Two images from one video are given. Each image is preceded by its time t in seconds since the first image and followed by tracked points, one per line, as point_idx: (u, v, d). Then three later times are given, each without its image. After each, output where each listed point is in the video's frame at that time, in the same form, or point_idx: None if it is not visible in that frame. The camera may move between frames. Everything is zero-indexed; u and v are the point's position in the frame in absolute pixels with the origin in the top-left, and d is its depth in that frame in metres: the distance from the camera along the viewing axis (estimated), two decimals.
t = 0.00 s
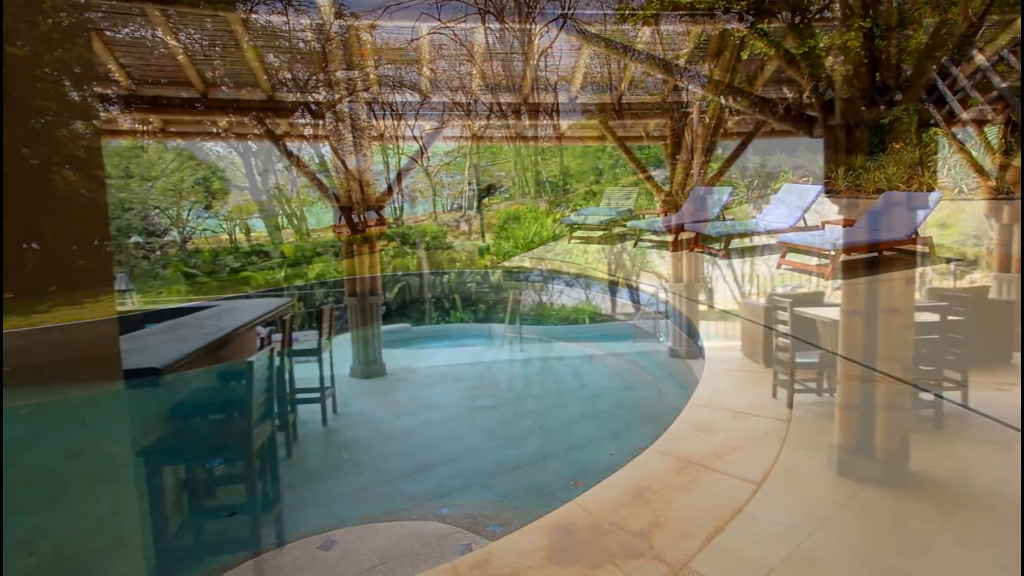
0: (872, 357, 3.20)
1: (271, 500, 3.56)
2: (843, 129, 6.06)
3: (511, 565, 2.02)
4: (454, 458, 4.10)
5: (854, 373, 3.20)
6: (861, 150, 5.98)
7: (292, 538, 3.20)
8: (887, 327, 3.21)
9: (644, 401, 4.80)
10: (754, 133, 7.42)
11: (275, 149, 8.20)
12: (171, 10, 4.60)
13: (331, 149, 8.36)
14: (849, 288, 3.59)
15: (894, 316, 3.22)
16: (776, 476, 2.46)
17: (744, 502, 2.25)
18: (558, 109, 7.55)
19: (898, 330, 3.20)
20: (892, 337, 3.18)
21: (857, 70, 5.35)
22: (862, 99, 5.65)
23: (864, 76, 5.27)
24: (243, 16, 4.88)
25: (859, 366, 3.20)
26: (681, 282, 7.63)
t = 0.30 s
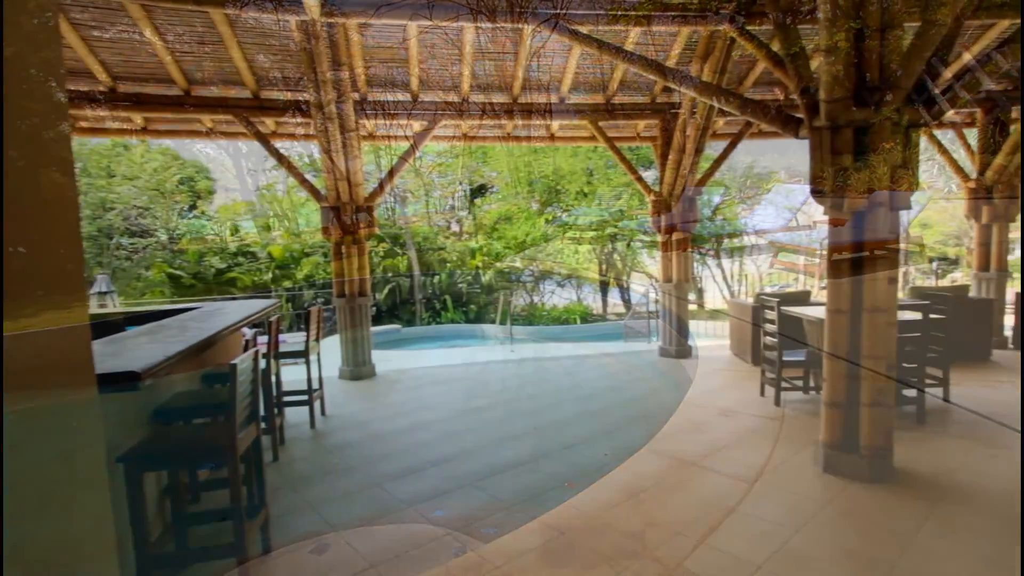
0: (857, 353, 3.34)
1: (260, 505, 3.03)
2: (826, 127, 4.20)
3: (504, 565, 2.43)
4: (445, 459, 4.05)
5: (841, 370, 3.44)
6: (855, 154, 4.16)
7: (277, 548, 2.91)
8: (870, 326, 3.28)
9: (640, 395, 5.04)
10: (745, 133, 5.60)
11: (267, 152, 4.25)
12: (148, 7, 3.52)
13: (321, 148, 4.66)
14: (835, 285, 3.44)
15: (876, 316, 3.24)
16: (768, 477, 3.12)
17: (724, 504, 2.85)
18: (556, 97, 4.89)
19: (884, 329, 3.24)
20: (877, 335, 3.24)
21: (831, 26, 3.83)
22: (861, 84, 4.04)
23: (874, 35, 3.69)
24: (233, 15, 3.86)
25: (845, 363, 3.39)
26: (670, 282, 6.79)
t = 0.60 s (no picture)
0: (835, 350, 3.08)
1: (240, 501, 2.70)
2: (808, 130, 2.96)
3: (489, 565, 2.42)
4: (435, 454, 3.87)
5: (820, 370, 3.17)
6: (834, 158, 2.97)
7: (259, 556, 2.61)
8: (848, 324, 2.98)
9: (628, 394, 5.06)
10: (727, 134, 6.01)
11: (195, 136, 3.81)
12: None
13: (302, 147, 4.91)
14: (815, 282, 3.05)
15: (854, 315, 2.96)
16: (754, 475, 3.14)
17: (704, 500, 2.87)
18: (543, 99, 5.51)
19: (861, 327, 2.98)
20: (854, 334, 2.97)
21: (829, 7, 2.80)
22: (832, 77, 2.89)
23: (880, 26, 2.82)
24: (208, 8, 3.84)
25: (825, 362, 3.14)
26: (654, 284, 6.38)
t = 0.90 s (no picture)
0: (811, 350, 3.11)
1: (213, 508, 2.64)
2: (785, 132, 2.95)
3: (470, 567, 2.38)
4: (415, 456, 3.85)
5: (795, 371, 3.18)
6: (810, 159, 2.97)
7: (233, 563, 2.54)
8: (823, 324, 3.00)
9: (608, 393, 5.07)
10: (707, 135, 6.03)
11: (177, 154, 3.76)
12: None
13: (279, 144, 4.83)
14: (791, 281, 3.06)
15: (829, 314, 2.99)
16: (734, 471, 3.15)
17: (683, 498, 2.87)
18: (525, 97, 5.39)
19: (836, 326, 3.00)
20: (830, 333, 2.99)
21: (807, 9, 2.81)
22: (808, 80, 2.90)
23: (854, 31, 2.85)
24: None
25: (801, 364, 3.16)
26: (637, 284, 6.37)
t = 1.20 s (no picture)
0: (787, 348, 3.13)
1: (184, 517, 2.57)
2: (760, 134, 2.97)
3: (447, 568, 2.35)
4: (393, 458, 3.81)
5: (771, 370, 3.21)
6: (784, 160, 2.99)
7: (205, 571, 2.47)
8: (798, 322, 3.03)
9: (587, 393, 5.06)
10: (685, 135, 6.06)
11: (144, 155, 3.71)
12: None
13: (253, 142, 4.73)
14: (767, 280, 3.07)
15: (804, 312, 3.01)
16: (710, 468, 3.15)
17: (662, 495, 2.87)
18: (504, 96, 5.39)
19: (810, 324, 3.03)
20: (804, 331, 3.01)
21: (780, 12, 2.82)
22: (782, 82, 2.91)
23: (826, 34, 2.86)
24: None
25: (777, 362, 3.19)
26: (617, 284, 6.38)
